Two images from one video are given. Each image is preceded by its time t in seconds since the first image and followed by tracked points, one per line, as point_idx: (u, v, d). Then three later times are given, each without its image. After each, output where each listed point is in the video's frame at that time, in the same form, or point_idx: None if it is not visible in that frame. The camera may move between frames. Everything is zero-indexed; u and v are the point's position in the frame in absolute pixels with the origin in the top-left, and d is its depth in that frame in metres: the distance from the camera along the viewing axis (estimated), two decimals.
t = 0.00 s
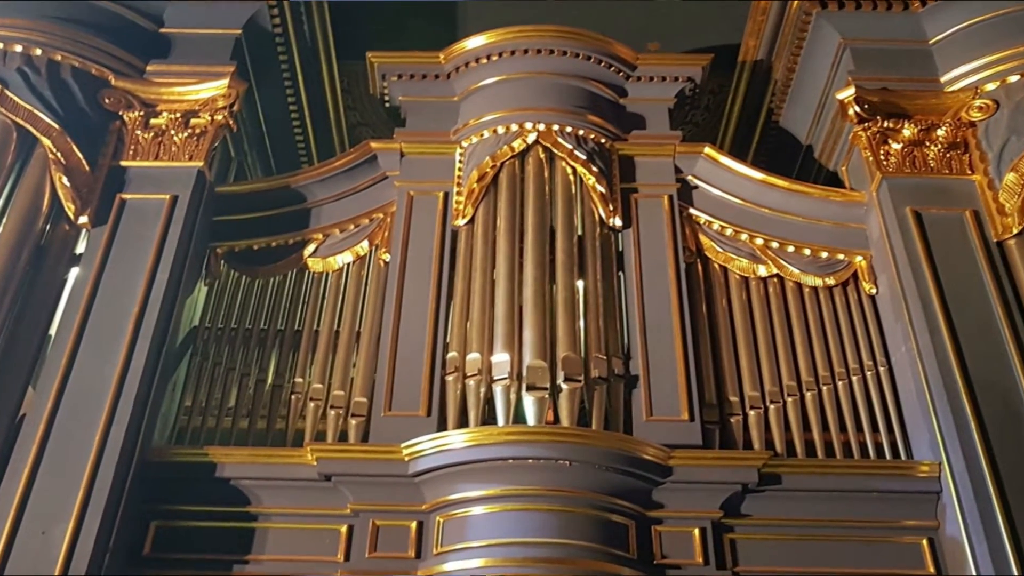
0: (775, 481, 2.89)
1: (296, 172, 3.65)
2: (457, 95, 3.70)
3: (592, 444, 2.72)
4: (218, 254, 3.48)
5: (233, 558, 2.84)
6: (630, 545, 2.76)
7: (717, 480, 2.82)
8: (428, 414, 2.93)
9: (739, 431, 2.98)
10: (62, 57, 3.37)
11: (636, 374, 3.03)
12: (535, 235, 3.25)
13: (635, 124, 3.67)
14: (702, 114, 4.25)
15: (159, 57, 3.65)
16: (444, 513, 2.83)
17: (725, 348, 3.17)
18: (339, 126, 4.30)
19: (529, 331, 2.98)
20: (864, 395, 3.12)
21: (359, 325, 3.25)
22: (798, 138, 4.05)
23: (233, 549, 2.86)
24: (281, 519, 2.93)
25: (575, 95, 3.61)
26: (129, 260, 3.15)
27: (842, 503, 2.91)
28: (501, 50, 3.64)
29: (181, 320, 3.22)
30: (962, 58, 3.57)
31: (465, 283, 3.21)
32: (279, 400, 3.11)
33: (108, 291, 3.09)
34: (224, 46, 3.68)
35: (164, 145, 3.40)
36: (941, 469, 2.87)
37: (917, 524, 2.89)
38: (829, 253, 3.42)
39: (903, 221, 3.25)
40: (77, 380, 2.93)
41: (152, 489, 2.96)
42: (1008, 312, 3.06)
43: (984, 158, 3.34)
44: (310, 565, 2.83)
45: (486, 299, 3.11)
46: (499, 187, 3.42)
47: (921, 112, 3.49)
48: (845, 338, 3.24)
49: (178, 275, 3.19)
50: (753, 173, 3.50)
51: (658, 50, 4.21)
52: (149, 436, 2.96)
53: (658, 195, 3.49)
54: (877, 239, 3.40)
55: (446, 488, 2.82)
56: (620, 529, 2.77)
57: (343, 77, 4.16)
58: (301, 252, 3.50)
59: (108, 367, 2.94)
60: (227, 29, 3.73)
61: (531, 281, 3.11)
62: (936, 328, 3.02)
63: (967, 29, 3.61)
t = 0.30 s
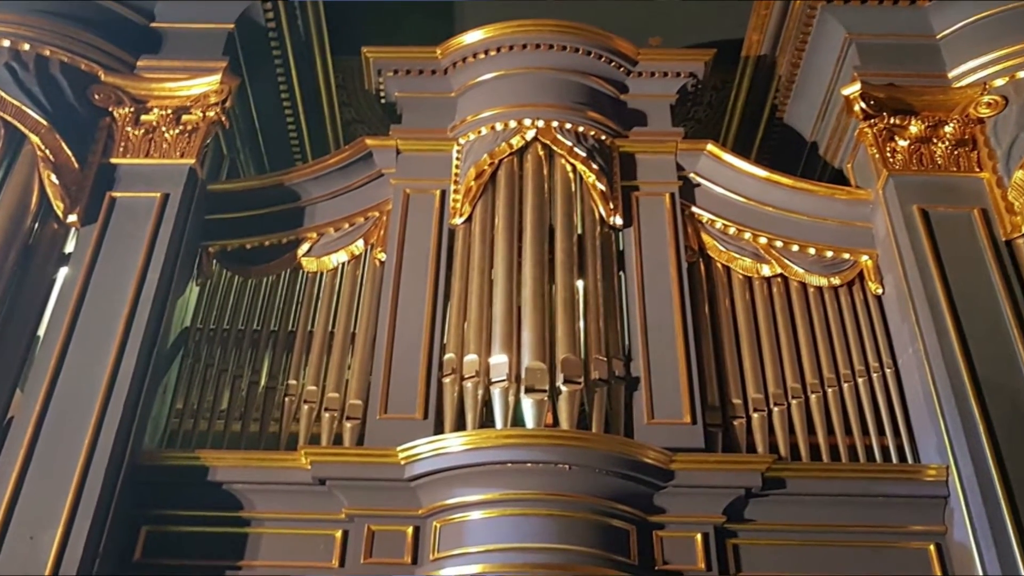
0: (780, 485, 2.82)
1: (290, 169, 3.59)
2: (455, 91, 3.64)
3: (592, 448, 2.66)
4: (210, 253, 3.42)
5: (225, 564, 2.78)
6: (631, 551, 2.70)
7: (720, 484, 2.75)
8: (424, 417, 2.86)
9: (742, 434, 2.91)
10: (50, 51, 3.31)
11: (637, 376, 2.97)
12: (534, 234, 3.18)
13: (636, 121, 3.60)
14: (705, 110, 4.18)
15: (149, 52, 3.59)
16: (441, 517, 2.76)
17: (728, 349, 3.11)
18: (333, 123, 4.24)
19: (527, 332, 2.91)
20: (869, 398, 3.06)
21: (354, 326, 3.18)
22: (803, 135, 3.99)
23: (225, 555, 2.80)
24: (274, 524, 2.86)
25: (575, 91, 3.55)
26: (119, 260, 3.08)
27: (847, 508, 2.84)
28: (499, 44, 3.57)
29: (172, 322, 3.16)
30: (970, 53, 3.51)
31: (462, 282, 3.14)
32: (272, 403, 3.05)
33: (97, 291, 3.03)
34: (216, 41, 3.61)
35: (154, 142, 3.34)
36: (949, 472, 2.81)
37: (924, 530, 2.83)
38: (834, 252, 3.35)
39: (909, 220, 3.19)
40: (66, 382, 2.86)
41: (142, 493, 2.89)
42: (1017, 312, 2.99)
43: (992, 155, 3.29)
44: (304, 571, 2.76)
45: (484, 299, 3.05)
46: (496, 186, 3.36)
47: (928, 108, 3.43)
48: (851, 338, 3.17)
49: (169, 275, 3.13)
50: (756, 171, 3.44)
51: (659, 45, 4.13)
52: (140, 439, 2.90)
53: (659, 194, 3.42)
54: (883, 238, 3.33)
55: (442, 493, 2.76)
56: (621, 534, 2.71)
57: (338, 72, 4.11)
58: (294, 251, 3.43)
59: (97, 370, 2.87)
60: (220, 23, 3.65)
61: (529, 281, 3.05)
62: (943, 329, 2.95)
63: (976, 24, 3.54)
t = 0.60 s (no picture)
0: (783, 489, 2.77)
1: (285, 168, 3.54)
2: (452, 88, 3.58)
3: (592, 451, 2.60)
4: (202, 253, 3.36)
5: (218, 569, 2.72)
6: (631, 556, 2.64)
7: (723, 488, 2.70)
8: (421, 419, 2.81)
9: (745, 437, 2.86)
10: (40, 47, 3.23)
11: (638, 378, 2.91)
12: (533, 233, 3.13)
13: (637, 118, 3.55)
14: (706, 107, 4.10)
15: (141, 48, 3.53)
16: (438, 522, 2.71)
17: (730, 350, 3.05)
18: (329, 120, 4.18)
19: (526, 333, 2.85)
20: (875, 400, 3.01)
21: (350, 327, 3.12)
22: (806, 132, 3.93)
23: (218, 560, 2.74)
24: (268, 528, 2.81)
25: (575, 87, 3.49)
26: (111, 259, 3.03)
27: (851, 512, 2.79)
28: (497, 40, 3.51)
29: (164, 322, 3.10)
30: (976, 49, 3.45)
31: (460, 283, 3.08)
32: (267, 405, 2.99)
33: (88, 291, 2.97)
34: (209, 37, 3.57)
35: (147, 139, 3.29)
36: (956, 476, 2.76)
37: (930, 534, 2.77)
38: (839, 252, 3.30)
39: (915, 218, 3.14)
40: (56, 384, 2.81)
41: (134, 497, 2.84)
42: None
43: (1000, 153, 3.24)
44: None
45: (482, 300, 2.99)
46: (494, 184, 3.30)
47: (934, 105, 3.37)
48: (856, 340, 3.12)
49: (161, 275, 3.08)
50: (759, 168, 3.39)
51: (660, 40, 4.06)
52: (132, 442, 2.84)
53: (661, 192, 3.37)
54: (889, 237, 3.28)
55: (440, 497, 2.70)
56: (621, 539, 2.65)
57: (334, 70, 4.05)
58: (289, 250, 3.37)
59: (88, 371, 2.82)
60: (212, 19, 3.62)
61: (528, 281, 2.99)
62: (950, 330, 2.90)
63: (983, 19, 3.48)
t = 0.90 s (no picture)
0: (787, 493, 2.71)
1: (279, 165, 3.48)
2: (450, 84, 3.52)
3: (593, 455, 2.54)
4: (194, 252, 3.30)
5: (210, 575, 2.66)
6: (632, 562, 2.58)
7: (726, 492, 2.64)
8: (418, 422, 2.75)
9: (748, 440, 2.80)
10: (29, 42, 3.14)
11: (639, 380, 2.85)
12: (532, 232, 3.07)
13: (638, 114, 3.49)
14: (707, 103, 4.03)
15: (132, 43, 3.47)
16: (435, 527, 2.65)
17: (733, 352, 2.99)
18: (323, 116, 4.13)
19: (525, 334, 2.80)
20: (881, 403, 2.94)
21: (345, 327, 3.06)
22: (811, 129, 3.89)
23: (210, 566, 2.68)
24: (261, 533, 2.74)
25: (574, 83, 3.43)
26: (101, 259, 2.97)
27: (857, 517, 2.73)
28: (495, 35, 3.45)
29: (155, 323, 3.04)
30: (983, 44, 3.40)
31: (457, 283, 3.02)
32: (260, 408, 2.93)
33: (78, 292, 2.91)
34: (202, 32, 3.51)
35: (138, 136, 3.23)
36: (963, 480, 2.70)
37: (937, 539, 2.71)
38: (844, 251, 3.24)
39: (922, 217, 3.08)
40: (45, 386, 2.75)
41: (125, 502, 2.78)
42: None
43: (1009, 150, 3.20)
44: None
45: (480, 300, 2.93)
46: (492, 182, 3.24)
47: (941, 101, 3.31)
48: (861, 341, 3.06)
49: (153, 275, 3.02)
50: (763, 166, 3.32)
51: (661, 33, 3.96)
52: (122, 445, 2.79)
53: (662, 190, 3.31)
54: (895, 236, 3.22)
55: (436, 502, 2.64)
56: (622, 544, 2.59)
57: (329, 65, 3.99)
58: (283, 250, 3.31)
59: (77, 374, 2.76)
60: (205, 13, 3.56)
61: (527, 281, 2.93)
62: (957, 332, 2.85)
63: (991, 12, 3.42)
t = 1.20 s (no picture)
0: (791, 497, 2.66)
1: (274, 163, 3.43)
2: (447, 80, 3.47)
3: (593, 458, 2.49)
4: (187, 252, 3.25)
5: None
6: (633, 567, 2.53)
7: (729, 496, 2.59)
8: (414, 424, 2.70)
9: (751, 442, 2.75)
10: (18, 38, 3.12)
11: (640, 382, 2.80)
12: (531, 231, 3.02)
13: (640, 111, 3.43)
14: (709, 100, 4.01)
15: (124, 39, 3.42)
16: (432, 531, 2.59)
17: (736, 353, 2.94)
18: (317, 113, 4.09)
19: (524, 335, 2.75)
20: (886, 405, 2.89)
21: (341, 328, 3.01)
22: (816, 127, 3.83)
23: (203, 571, 2.63)
24: (255, 538, 2.70)
25: (575, 80, 3.38)
26: (92, 260, 2.92)
27: (861, 521, 2.68)
28: (493, 31, 3.39)
29: (148, 325, 2.99)
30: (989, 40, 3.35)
31: (454, 283, 2.97)
32: (254, 410, 2.89)
33: (68, 293, 2.86)
34: (196, 27, 3.46)
35: (130, 134, 3.18)
36: (970, 484, 2.65)
37: (942, 544, 2.66)
38: (849, 251, 3.19)
39: (928, 215, 3.03)
40: (35, 389, 2.70)
41: (117, 506, 2.73)
42: None
43: (1017, 148, 3.14)
44: None
45: (477, 300, 2.88)
46: (491, 180, 3.19)
47: (948, 98, 3.27)
48: (866, 342, 3.01)
49: (145, 275, 2.97)
50: (766, 164, 3.28)
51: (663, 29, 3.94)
52: (114, 448, 2.73)
53: (663, 188, 3.26)
54: (900, 235, 3.17)
55: (433, 506, 2.59)
56: (623, 549, 2.55)
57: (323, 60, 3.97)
58: (278, 249, 3.26)
59: (68, 376, 2.71)
60: (199, 8, 3.50)
61: (525, 281, 2.88)
62: (964, 333, 2.80)
63: (998, 8, 3.37)
